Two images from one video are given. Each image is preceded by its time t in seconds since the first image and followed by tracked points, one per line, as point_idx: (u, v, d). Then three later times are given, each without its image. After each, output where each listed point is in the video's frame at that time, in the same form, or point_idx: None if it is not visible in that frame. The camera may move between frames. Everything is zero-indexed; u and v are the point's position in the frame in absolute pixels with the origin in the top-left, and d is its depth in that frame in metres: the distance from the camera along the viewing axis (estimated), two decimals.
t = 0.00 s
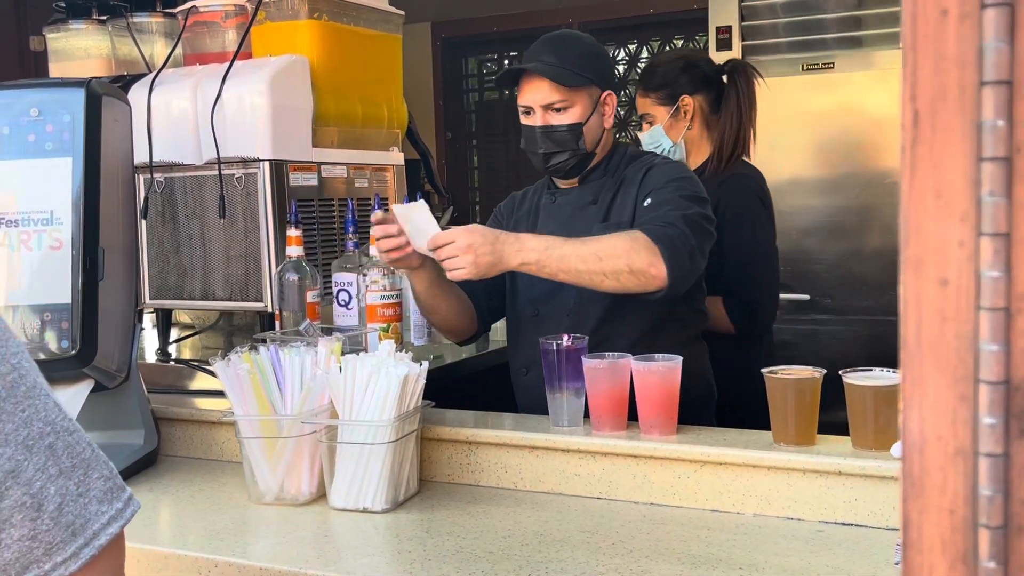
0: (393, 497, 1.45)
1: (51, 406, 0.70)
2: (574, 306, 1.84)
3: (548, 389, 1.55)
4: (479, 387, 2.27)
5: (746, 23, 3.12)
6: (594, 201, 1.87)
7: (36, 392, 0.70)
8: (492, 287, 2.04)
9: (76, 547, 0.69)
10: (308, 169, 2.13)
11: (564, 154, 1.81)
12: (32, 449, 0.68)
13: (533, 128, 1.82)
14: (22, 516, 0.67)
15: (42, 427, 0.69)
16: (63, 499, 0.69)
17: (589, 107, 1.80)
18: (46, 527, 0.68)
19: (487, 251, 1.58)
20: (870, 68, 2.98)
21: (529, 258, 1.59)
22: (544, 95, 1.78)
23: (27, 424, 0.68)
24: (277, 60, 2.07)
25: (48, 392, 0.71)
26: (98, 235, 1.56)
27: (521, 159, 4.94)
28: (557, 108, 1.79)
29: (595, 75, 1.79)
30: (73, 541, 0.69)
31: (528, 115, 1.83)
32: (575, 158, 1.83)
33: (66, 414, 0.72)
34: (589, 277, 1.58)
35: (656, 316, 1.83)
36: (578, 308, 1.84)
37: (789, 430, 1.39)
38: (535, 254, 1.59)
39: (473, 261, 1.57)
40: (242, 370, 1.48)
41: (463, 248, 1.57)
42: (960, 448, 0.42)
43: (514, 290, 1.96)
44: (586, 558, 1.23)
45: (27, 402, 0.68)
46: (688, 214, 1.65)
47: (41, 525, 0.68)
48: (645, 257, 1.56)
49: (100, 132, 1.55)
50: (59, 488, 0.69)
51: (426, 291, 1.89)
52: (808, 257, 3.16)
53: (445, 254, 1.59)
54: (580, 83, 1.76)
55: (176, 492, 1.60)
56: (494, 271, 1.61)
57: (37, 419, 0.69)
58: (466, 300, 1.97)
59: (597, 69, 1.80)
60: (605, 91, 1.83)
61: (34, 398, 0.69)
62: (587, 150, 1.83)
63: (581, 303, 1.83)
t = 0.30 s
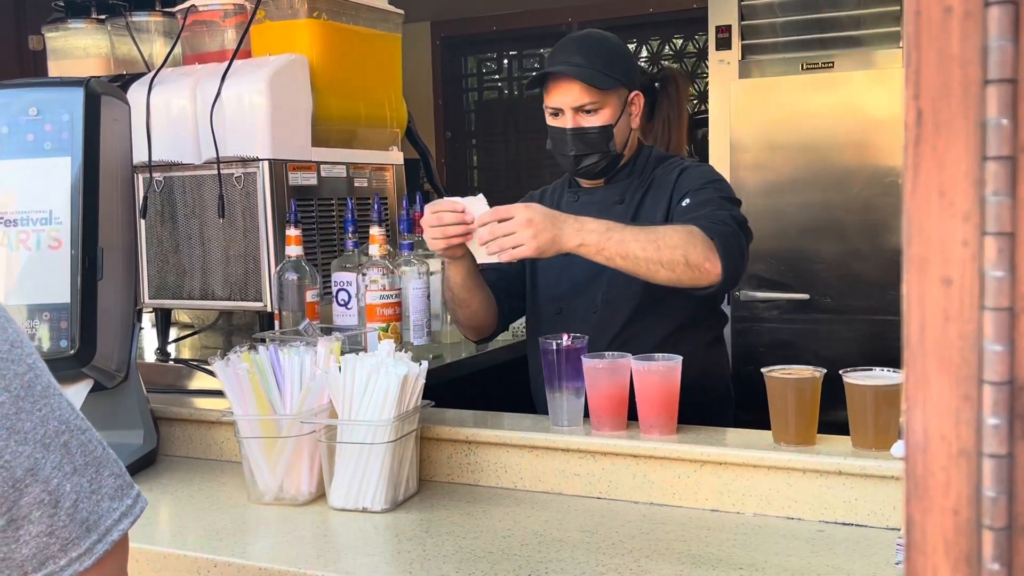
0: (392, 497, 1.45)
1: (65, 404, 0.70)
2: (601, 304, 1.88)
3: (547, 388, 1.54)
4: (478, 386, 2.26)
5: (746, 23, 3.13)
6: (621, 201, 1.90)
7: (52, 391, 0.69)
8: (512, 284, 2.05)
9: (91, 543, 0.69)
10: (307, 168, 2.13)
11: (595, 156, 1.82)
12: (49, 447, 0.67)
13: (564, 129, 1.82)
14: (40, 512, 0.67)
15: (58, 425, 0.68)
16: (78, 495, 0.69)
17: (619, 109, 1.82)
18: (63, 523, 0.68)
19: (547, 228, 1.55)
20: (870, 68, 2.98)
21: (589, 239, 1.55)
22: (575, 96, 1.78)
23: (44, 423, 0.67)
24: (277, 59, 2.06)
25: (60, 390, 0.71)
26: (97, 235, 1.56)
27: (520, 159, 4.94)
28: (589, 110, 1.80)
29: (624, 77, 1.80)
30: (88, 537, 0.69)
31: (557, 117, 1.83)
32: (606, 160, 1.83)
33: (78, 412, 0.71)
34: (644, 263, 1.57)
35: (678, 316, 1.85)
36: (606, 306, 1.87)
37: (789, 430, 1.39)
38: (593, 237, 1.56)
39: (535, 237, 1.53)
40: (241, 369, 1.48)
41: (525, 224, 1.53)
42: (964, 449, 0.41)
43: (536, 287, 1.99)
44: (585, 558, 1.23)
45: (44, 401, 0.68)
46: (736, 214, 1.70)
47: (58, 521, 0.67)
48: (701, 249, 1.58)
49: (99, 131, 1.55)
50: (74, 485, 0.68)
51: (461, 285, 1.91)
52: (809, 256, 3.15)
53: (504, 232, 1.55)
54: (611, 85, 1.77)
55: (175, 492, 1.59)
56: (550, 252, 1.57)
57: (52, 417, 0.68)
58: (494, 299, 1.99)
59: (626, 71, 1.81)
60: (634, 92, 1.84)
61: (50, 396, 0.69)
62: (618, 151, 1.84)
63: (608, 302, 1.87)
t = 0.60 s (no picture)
0: (390, 496, 1.45)
1: (65, 403, 0.70)
2: (627, 301, 1.90)
3: (547, 387, 1.54)
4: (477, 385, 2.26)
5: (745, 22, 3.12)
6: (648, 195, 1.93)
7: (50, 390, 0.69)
8: (537, 284, 2.09)
9: (91, 540, 0.69)
10: (306, 167, 2.12)
11: (628, 159, 1.83)
12: (49, 446, 0.67)
13: (598, 131, 1.81)
14: (41, 511, 0.66)
15: (58, 424, 0.68)
16: (78, 494, 0.68)
17: (653, 111, 1.83)
18: (63, 522, 0.67)
19: (587, 196, 1.56)
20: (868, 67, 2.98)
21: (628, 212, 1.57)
22: (612, 98, 1.77)
23: (44, 422, 0.67)
24: (275, 57, 2.06)
25: (59, 388, 0.70)
26: (95, 234, 1.56)
27: (519, 158, 4.93)
28: (624, 112, 1.79)
29: (658, 78, 1.81)
30: (88, 535, 0.69)
31: (590, 118, 1.82)
32: (639, 161, 1.84)
33: (77, 410, 0.71)
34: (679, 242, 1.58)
35: (700, 313, 1.87)
36: (632, 302, 1.90)
37: (788, 429, 1.38)
38: (633, 211, 1.57)
39: (574, 202, 1.55)
40: (239, 369, 1.47)
41: (564, 188, 1.55)
42: (965, 449, 0.41)
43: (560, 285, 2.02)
44: (584, 557, 1.23)
45: (42, 400, 0.67)
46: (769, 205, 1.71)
47: (58, 520, 0.67)
48: (737, 234, 1.59)
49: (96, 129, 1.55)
50: (74, 483, 0.68)
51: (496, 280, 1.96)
52: (808, 255, 3.15)
53: (545, 199, 1.57)
54: (648, 87, 1.78)
55: (173, 492, 1.59)
56: (589, 221, 1.58)
57: (52, 416, 0.68)
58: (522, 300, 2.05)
59: (658, 72, 1.82)
60: (666, 92, 1.85)
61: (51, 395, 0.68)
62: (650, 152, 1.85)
63: (635, 299, 1.89)
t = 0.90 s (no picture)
0: (389, 495, 1.44)
1: (53, 403, 0.69)
2: (660, 300, 1.90)
3: (546, 386, 1.53)
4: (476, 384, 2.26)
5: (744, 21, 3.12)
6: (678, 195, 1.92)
7: (38, 390, 0.69)
8: (564, 283, 2.07)
9: (81, 541, 0.68)
10: (304, 167, 2.12)
11: (661, 159, 1.84)
12: (37, 446, 0.67)
13: (633, 130, 1.81)
14: (28, 512, 0.66)
15: (46, 424, 0.68)
16: (67, 494, 0.68)
17: (687, 111, 1.83)
18: (52, 522, 0.67)
19: (651, 198, 1.53)
20: (868, 66, 2.98)
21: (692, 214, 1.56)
22: (648, 97, 1.77)
23: (31, 422, 0.67)
24: (274, 55, 2.06)
25: (47, 388, 0.70)
26: (93, 233, 1.55)
27: (518, 157, 4.93)
28: (659, 112, 1.80)
29: (693, 78, 1.80)
30: (78, 536, 0.68)
31: (625, 117, 1.82)
32: (672, 161, 1.85)
33: (67, 410, 0.70)
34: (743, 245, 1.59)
35: (699, 313, 1.87)
36: (665, 301, 1.89)
37: (786, 428, 1.38)
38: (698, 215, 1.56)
39: (639, 204, 1.51)
40: (237, 368, 1.47)
41: (629, 191, 1.52)
42: (964, 449, 0.41)
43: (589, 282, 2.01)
44: (583, 557, 1.22)
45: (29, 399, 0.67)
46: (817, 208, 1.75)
47: (47, 520, 0.67)
48: (798, 236, 1.62)
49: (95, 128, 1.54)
50: (63, 484, 0.68)
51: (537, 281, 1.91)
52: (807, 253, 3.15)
53: (608, 204, 1.54)
54: (684, 88, 1.77)
55: (171, 491, 1.59)
56: (654, 223, 1.54)
57: (39, 416, 0.67)
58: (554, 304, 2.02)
59: (693, 71, 1.81)
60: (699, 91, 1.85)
61: (36, 396, 0.68)
62: (682, 151, 1.86)
63: (669, 298, 1.89)
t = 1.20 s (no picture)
0: (388, 493, 1.44)
1: (41, 400, 0.69)
2: (694, 302, 1.89)
3: (545, 385, 1.53)
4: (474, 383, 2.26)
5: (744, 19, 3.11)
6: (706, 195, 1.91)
7: (25, 386, 0.68)
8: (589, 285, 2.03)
9: (68, 540, 0.68)
10: (303, 165, 2.12)
11: (691, 157, 1.82)
12: (22, 443, 0.66)
13: (664, 127, 1.80)
14: (14, 509, 0.66)
15: (32, 421, 0.68)
16: (54, 492, 0.68)
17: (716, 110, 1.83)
18: (38, 520, 0.67)
19: (741, 185, 1.53)
20: (867, 64, 2.98)
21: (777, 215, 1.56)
22: (679, 94, 1.77)
23: (17, 419, 0.67)
24: (272, 53, 2.05)
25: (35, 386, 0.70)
26: (90, 231, 1.55)
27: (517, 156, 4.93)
28: (689, 110, 1.79)
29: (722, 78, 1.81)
30: (65, 534, 0.68)
31: (655, 114, 1.81)
32: (700, 160, 1.84)
33: (55, 408, 0.70)
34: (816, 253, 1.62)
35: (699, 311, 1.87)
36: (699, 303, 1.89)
37: (785, 426, 1.38)
38: (782, 219, 1.57)
39: (732, 188, 1.51)
40: (236, 366, 1.47)
41: (719, 177, 1.52)
42: (963, 446, 0.41)
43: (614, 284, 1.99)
44: (582, 555, 1.22)
45: (15, 396, 0.67)
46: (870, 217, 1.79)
47: (32, 518, 0.66)
48: (873, 245, 1.66)
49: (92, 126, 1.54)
50: (50, 481, 0.67)
51: (567, 280, 1.88)
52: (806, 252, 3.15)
53: (700, 189, 1.52)
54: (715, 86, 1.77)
55: (170, 490, 1.58)
56: (745, 210, 1.54)
57: (25, 414, 0.67)
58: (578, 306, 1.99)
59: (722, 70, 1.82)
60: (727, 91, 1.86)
61: (23, 393, 0.68)
62: (711, 150, 1.85)
63: (704, 299, 1.88)
